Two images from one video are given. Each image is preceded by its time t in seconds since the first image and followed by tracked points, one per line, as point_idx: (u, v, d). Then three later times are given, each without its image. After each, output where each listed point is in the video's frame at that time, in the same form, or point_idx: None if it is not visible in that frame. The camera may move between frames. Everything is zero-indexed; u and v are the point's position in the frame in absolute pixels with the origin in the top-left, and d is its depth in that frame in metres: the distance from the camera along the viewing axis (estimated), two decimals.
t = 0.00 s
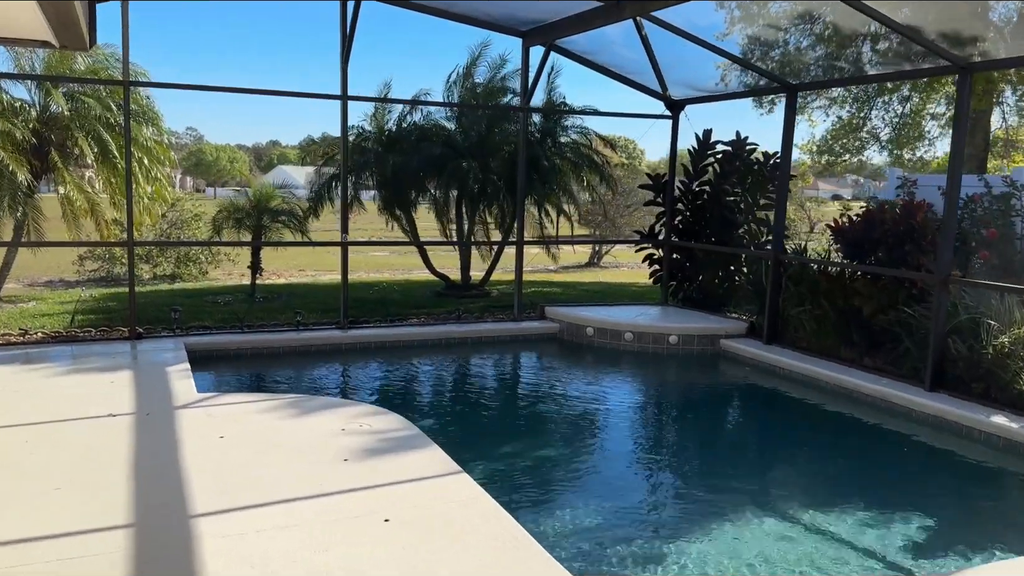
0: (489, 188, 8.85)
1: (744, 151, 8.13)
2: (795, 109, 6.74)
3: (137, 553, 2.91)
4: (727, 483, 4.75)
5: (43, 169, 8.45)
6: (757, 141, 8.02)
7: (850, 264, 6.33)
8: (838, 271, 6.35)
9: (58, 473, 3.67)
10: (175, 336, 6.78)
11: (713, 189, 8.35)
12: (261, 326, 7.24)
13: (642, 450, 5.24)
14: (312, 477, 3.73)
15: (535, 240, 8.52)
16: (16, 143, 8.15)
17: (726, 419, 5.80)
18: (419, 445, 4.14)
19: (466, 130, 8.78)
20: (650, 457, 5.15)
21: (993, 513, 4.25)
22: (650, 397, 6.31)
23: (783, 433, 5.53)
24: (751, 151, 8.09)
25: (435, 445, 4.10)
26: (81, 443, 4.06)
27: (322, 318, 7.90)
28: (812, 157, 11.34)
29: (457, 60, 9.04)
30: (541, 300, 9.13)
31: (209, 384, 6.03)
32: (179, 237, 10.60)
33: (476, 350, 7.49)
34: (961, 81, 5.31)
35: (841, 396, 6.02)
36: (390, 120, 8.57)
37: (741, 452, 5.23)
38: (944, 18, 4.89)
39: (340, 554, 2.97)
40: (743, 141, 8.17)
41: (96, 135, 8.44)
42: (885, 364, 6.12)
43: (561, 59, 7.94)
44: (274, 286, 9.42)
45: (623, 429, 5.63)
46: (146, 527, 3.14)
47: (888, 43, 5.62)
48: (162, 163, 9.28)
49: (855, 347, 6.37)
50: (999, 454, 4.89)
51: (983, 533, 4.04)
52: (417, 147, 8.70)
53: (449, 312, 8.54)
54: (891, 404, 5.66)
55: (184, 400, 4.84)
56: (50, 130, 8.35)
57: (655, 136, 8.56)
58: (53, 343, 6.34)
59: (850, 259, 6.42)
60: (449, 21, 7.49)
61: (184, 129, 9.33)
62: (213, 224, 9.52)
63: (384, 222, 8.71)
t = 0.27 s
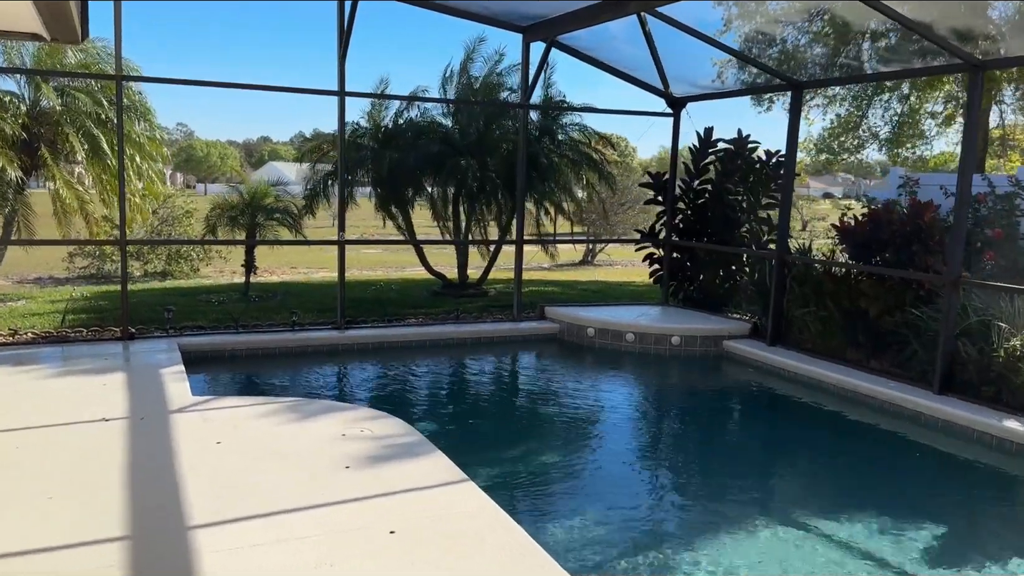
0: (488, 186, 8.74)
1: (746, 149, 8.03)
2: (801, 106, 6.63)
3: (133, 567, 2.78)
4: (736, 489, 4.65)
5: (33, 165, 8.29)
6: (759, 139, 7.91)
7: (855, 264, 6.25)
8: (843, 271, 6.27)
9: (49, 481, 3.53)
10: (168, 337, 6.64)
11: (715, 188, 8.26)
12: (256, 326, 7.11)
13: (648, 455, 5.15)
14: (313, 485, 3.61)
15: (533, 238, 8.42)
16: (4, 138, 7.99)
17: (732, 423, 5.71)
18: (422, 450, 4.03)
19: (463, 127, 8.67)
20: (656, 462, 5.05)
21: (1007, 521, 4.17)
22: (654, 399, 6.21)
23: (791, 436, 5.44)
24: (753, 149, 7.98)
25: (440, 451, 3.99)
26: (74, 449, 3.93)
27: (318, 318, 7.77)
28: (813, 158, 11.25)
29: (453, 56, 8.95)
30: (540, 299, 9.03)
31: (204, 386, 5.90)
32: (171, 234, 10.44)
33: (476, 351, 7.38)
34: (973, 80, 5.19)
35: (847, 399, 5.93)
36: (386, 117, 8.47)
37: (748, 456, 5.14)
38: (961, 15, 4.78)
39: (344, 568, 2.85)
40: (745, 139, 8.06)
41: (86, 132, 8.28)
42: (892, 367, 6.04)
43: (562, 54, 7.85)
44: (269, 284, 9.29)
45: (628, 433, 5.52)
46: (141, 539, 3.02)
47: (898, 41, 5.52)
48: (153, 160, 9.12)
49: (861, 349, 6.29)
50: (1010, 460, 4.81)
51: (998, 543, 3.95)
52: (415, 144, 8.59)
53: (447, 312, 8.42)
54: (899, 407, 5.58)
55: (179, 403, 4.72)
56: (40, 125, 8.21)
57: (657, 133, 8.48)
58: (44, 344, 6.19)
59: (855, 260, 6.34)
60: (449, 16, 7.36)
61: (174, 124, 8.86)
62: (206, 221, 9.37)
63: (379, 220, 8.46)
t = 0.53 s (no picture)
0: (489, 181, 8.63)
1: (750, 146, 7.95)
2: (809, 100, 6.53)
3: None
4: (748, 491, 4.56)
5: (26, 158, 8.14)
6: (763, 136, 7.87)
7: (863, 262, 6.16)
8: (852, 269, 6.19)
9: (48, 486, 3.41)
10: (165, 334, 6.52)
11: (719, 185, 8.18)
12: (255, 323, 6.99)
13: (657, 456, 5.06)
14: (322, 489, 3.50)
15: (534, 234, 8.32)
16: None
17: (741, 423, 5.62)
18: (431, 453, 3.93)
19: (462, 120, 8.61)
20: (666, 463, 4.96)
21: None
22: (660, 399, 6.12)
23: (802, 436, 5.37)
24: (757, 145, 7.92)
25: (451, 454, 3.88)
26: (72, 451, 3.80)
27: (318, 315, 7.67)
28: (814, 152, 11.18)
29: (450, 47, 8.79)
30: (541, 296, 8.94)
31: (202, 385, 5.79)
32: (164, 229, 10.28)
33: (477, 349, 7.28)
34: (990, 77, 5.06)
35: (857, 400, 5.85)
36: (386, 111, 8.32)
37: (759, 457, 5.06)
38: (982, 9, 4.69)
39: None
40: (748, 135, 7.98)
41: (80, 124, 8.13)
42: (902, 367, 5.97)
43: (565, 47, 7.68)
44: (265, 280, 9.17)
45: (637, 434, 5.43)
46: (145, 546, 2.90)
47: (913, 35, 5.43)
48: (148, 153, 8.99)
49: (869, 348, 6.22)
50: None
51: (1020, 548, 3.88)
52: (414, 139, 8.47)
53: (447, 309, 8.31)
54: (910, 407, 5.51)
55: (179, 403, 4.60)
56: (33, 117, 8.01)
57: (661, 129, 8.38)
58: (38, 341, 6.05)
59: (863, 258, 6.26)
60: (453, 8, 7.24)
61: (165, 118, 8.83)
62: (200, 215, 9.22)
63: (376, 215, 8.40)
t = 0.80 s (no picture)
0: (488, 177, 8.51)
1: (752, 143, 7.87)
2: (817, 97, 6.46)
3: None
4: (762, 494, 4.48)
5: (13, 152, 7.93)
6: (766, 133, 7.78)
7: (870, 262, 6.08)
8: (859, 269, 6.12)
9: (47, 493, 3.27)
10: (159, 333, 6.36)
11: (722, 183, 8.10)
12: (250, 322, 6.84)
13: (667, 459, 4.97)
14: (331, 496, 3.39)
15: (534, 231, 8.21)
16: None
17: (749, 425, 5.54)
18: (442, 458, 3.82)
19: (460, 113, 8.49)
20: (676, 465, 4.87)
21: None
22: (666, 400, 6.03)
23: (812, 438, 5.30)
24: (759, 142, 7.83)
25: (462, 459, 3.78)
26: (69, 456, 3.67)
27: (314, 313, 7.53)
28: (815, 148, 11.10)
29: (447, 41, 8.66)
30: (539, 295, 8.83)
31: (199, 385, 5.64)
32: (151, 224, 10.06)
33: (477, 349, 7.16)
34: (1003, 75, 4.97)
35: (865, 401, 5.79)
36: (382, 105, 8.03)
37: (770, 459, 4.98)
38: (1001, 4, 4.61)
39: None
40: (750, 132, 7.92)
41: (69, 117, 7.89)
42: (909, 368, 5.91)
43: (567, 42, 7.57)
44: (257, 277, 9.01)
45: (645, 436, 5.33)
46: (152, 556, 2.77)
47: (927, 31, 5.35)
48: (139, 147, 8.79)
49: (876, 348, 6.16)
50: None
51: None
52: (412, 135, 8.34)
53: (445, 307, 8.18)
54: (920, 409, 5.45)
55: (178, 405, 4.46)
56: (21, 109, 7.80)
57: (663, 125, 8.29)
58: (27, 340, 5.88)
59: (870, 258, 6.18)
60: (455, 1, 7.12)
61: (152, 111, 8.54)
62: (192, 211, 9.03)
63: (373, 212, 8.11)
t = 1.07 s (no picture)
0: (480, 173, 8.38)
1: (748, 141, 7.85)
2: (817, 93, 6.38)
3: None
4: (769, 497, 4.40)
5: None
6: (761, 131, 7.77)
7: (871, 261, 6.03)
8: (860, 268, 6.06)
9: (34, 504, 3.10)
10: (145, 332, 6.19)
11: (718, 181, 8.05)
12: (239, 321, 6.68)
13: (670, 461, 4.88)
14: (333, 504, 3.26)
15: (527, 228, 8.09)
16: None
17: (751, 426, 5.46)
18: (447, 463, 3.70)
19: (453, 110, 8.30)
20: (681, 468, 4.78)
21: None
22: (666, 400, 5.95)
23: (815, 439, 5.23)
24: (754, 141, 7.81)
25: (468, 465, 3.66)
26: (56, 463, 3.51)
27: (304, 312, 7.37)
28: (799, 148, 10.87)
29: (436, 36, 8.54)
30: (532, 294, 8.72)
31: (188, 387, 5.48)
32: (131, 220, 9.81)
33: (470, 348, 7.04)
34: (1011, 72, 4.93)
35: (867, 403, 5.71)
36: (371, 101, 7.91)
37: (774, 461, 4.90)
38: None
39: None
40: (747, 130, 7.91)
41: (51, 110, 7.70)
42: (911, 368, 5.85)
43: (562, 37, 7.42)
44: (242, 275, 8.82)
45: (647, 438, 5.23)
46: (148, 570, 2.63)
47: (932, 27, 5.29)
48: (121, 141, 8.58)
49: (877, 349, 6.10)
50: None
51: None
52: (403, 130, 8.19)
53: (437, 306, 8.05)
54: (923, 410, 5.39)
55: (169, 408, 4.31)
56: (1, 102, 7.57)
57: (658, 122, 8.17)
58: (9, 340, 5.69)
59: (871, 256, 6.13)
60: None
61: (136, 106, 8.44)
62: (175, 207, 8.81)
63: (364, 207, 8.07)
